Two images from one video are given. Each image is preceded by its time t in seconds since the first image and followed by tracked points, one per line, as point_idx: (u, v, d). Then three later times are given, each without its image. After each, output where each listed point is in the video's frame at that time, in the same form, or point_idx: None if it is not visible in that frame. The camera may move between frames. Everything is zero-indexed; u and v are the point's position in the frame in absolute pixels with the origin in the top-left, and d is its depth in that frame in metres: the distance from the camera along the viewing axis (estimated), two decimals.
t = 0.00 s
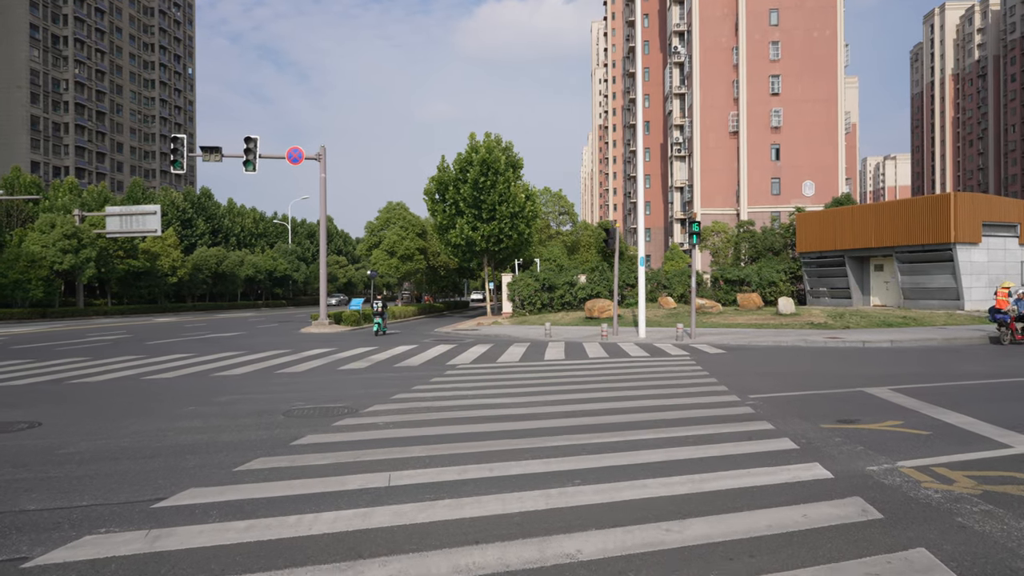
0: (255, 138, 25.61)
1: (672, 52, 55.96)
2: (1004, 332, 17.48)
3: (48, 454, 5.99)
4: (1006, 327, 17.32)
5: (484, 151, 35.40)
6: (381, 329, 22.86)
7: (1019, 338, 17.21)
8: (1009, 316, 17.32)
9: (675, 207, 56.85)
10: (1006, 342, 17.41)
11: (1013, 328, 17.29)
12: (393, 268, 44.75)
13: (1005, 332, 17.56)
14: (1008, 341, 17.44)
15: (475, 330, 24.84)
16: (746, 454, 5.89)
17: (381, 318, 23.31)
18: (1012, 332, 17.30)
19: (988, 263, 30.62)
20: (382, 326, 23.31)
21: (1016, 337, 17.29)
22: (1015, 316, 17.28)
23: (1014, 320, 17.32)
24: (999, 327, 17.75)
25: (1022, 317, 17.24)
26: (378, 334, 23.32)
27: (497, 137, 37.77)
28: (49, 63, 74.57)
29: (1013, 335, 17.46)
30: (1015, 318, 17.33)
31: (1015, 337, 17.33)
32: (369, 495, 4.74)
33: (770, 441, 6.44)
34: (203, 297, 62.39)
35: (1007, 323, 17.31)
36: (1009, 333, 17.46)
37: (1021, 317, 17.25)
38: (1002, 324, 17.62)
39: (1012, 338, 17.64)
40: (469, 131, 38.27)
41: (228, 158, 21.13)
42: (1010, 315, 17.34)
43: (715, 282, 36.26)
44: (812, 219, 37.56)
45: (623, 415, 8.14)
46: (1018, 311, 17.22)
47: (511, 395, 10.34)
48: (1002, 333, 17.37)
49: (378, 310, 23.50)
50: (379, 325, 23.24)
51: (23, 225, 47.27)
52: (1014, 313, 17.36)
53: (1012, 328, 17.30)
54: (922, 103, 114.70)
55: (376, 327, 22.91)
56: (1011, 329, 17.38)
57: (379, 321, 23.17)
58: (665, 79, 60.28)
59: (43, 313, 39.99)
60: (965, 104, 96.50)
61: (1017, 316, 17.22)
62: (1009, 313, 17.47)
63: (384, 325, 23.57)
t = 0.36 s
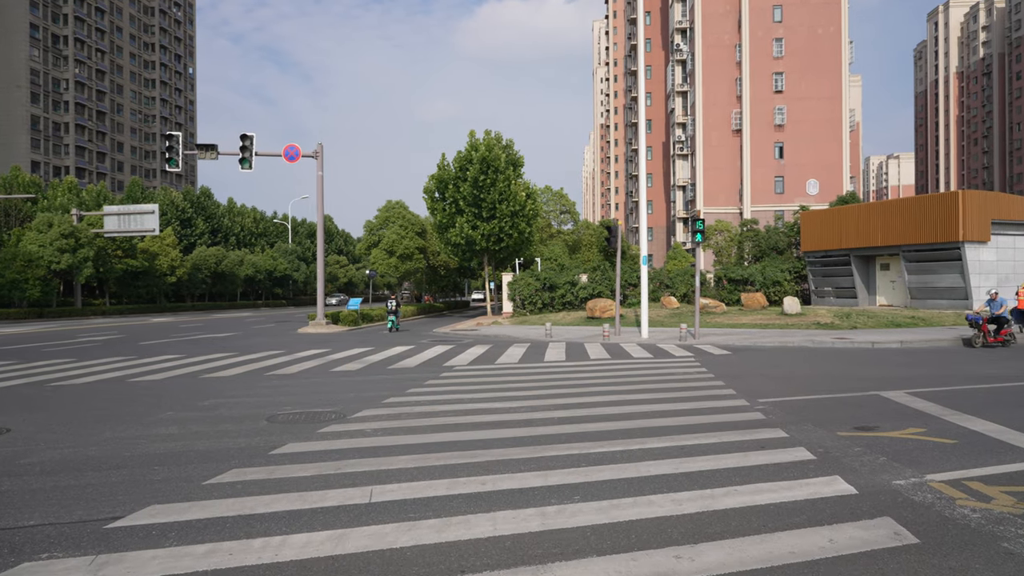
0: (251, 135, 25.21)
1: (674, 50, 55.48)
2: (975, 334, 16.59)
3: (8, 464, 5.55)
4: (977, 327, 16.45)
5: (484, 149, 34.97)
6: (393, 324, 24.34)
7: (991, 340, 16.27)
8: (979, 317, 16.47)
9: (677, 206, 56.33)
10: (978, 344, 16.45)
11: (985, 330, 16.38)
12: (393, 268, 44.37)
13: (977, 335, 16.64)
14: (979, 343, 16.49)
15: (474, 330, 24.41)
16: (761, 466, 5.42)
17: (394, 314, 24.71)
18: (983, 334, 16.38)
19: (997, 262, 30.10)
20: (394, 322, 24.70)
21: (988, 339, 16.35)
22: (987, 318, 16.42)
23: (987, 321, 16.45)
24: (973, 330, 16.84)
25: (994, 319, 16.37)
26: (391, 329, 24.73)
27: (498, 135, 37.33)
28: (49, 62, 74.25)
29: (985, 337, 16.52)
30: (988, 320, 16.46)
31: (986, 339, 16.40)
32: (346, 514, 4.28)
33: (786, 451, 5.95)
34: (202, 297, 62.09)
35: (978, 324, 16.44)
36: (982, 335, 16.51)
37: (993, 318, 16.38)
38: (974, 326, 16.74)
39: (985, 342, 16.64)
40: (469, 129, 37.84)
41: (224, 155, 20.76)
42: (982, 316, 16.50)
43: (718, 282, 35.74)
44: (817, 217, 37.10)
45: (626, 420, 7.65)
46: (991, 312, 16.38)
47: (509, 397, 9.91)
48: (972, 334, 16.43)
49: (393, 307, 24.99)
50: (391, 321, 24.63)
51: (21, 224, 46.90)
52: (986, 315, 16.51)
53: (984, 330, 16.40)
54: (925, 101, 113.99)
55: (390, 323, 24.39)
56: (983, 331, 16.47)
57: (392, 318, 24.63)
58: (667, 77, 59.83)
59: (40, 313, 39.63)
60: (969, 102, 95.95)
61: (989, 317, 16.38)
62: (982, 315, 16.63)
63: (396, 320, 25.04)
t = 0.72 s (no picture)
0: (249, 133, 24.85)
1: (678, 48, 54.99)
2: (950, 337, 16.16)
3: None
4: (952, 330, 16.01)
5: (486, 148, 34.52)
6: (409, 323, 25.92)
7: (965, 343, 15.85)
8: (954, 320, 16.05)
9: (682, 205, 55.79)
10: (953, 348, 16.02)
11: (960, 333, 15.95)
12: (394, 268, 43.97)
13: (951, 338, 16.20)
14: (954, 347, 16.05)
15: (475, 332, 24.01)
16: (780, 488, 4.96)
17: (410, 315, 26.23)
18: (958, 337, 15.95)
19: (1009, 262, 29.51)
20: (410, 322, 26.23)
21: (963, 342, 15.92)
22: (962, 320, 16.01)
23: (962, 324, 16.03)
24: (948, 333, 16.41)
25: (970, 322, 15.95)
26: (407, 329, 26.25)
27: (500, 134, 36.86)
28: (51, 62, 74.06)
29: (961, 341, 16.09)
30: (964, 322, 16.03)
31: (962, 342, 15.97)
32: (319, 547, 3.83)
33: (805, 469, 5.50)
34: (203, 297, 61.79)
35: (952, 327, 16.02)
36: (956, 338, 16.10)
37: (969, 321, 15.96)
38: (949, 329, 16.31)
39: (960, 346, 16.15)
40: (472, 127, 37.40)
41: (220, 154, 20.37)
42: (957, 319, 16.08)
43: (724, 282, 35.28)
44: (824, 216, 36.61)
45: (628, 430, 7.21)
46: (966, 314, 15.96)
47: (509, 404, 9.47)
48: (946, 338, 16.00)
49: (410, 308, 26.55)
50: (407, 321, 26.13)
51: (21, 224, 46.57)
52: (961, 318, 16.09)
53: (959, 333, 15.96)
54: (931, 100, 113.18)
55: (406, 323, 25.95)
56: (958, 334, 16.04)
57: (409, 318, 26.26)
58: (671, 75, 59.32)
59: (39, 313, 39.30)
60: (975, 101, 95.23)
61: (965, 320, 15.95)
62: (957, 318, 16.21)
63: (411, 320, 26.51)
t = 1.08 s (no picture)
0: (244, 130, 24.42)
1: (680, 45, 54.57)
2: (921, 338, 15.69)
3: None
4: (923, 331, 15.55)
5: (486, 146, 34.09)
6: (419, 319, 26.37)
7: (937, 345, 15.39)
8: (925, 321, 15.56)
9: (684, 204, 55.30)
10: (923, 350, 15.57)
11: (931, 335, 15.48)
12: (393, 268, 43.55)
13: (922, 340, 15.73)
14: (925, 349, 15.58)
15: (474, 333, 23.57)
16: (797, 506, 4.51)
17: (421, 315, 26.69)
18: (929, 338, 15.49)
19: (1017, 261, 28.91)
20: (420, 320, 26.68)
21: (934, 344, 15.46)
22: (934, 321, 15.53)
23: (933, 325, 15.56)
24: (920, 334, 15.93)
25: (942, 323, 15.48)
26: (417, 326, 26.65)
27: (500, 131, 36.41)
28: (50, 61, 73.69)
29: (932, 342, 15.62)
30: (935, 323, 15.56)
31: (933, 344, 15.50)
32: None
33: (822, 483, 5.05)
34: (201, 297, 61.46)
35: (923, 328, 15.55)
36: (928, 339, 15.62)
37: (940, 322, 15.48)
38: (921, 330, 15.83)
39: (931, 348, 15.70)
40: (471, 125, 36.93)
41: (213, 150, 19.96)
42: (928, 319, 15.60)
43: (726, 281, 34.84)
44: (828, 215, 36.10)
45: (630, 438, 6.75)
46: (938, 315, 15.49)
47: (504, 408, 9.01)
48: (917, 339, 15.52)
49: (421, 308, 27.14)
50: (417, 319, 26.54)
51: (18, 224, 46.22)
52: (933, 319, 15.61)
53: (930, 335, 15.50)
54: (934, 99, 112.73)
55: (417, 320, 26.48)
56: (930, 336, 15.57)
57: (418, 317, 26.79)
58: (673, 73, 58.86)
59: (34, 313, 38.91)
60: (979, 100, 94.60)
61: (936, 320, 15.48)
62: (929, 318, 15.73)
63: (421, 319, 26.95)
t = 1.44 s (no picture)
0: (240, 127, 24.04)
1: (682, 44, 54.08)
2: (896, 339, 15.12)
3: None
4: (898, 332, 14.99)
5: (486, 143, 33.65)
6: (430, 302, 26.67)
7: (913, 345, 14.85)
8: (901, 320, 15.03)
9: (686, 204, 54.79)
10: (899, 352, 14.95)
11: (907, 335, 14.93)
12: (392, 267, 43.11)
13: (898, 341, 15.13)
14: (900, 350, 14.98)
15: (473, 333, 23.12)
16: (823, 525, 4.06)
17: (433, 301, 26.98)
18: (905, 338, 14.94)
19: None
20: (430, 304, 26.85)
21: (909, 345, 14.91)
22: (909, 321, 15.03)
23: (909, 325, 15.04)
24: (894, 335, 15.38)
25: (918, 323, 15.00)
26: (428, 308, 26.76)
27: (501, 129, 35.95)
28: (49, 60, 73.29)
29: (908, 343, 15.07)
30: (911, 323, 15.06)
31: (909, 345, 14.96)
32: None
33: (849, 498, 4.59)
34: (200, 297, 61.08)
35: (899, 328, 15.00)
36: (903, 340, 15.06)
37: (917, 321, 14.99)
38: (896, 331, 15.27)
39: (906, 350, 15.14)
40: (472, 123, 36.48)
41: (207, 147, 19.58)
42: (904, 319, 15.08)
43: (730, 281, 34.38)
44: (833, 214, 35.64)
45: (636, 444, 6.30)
46: (914, 315, 15.01)
47: (502, 410, 8.56)
48: (892, 340, 14.92)
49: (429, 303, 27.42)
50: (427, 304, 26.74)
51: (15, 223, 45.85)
52: (908, 318, 15.13)
53: (907, 335, 14.94)
54: (937, 98, 112.27)
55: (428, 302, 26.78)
56: (905, 336, 15.02)
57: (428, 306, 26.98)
58: (675, 72, 58.34)
59: (30, 313, 38.50)
60: (982, 100, 94.07)
61: (912, 320, 14.98)
62: (904, 319, 15.22)
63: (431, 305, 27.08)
